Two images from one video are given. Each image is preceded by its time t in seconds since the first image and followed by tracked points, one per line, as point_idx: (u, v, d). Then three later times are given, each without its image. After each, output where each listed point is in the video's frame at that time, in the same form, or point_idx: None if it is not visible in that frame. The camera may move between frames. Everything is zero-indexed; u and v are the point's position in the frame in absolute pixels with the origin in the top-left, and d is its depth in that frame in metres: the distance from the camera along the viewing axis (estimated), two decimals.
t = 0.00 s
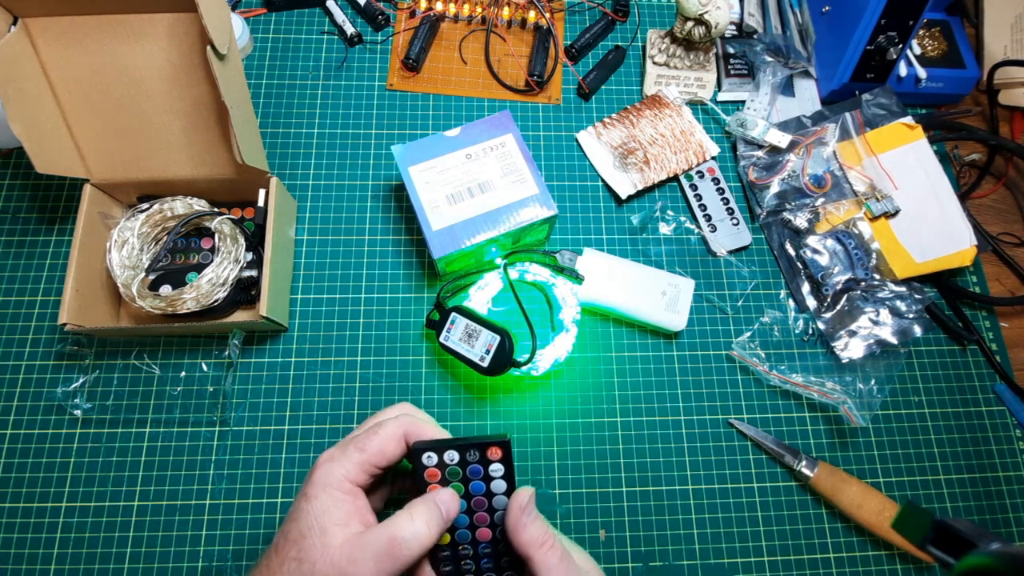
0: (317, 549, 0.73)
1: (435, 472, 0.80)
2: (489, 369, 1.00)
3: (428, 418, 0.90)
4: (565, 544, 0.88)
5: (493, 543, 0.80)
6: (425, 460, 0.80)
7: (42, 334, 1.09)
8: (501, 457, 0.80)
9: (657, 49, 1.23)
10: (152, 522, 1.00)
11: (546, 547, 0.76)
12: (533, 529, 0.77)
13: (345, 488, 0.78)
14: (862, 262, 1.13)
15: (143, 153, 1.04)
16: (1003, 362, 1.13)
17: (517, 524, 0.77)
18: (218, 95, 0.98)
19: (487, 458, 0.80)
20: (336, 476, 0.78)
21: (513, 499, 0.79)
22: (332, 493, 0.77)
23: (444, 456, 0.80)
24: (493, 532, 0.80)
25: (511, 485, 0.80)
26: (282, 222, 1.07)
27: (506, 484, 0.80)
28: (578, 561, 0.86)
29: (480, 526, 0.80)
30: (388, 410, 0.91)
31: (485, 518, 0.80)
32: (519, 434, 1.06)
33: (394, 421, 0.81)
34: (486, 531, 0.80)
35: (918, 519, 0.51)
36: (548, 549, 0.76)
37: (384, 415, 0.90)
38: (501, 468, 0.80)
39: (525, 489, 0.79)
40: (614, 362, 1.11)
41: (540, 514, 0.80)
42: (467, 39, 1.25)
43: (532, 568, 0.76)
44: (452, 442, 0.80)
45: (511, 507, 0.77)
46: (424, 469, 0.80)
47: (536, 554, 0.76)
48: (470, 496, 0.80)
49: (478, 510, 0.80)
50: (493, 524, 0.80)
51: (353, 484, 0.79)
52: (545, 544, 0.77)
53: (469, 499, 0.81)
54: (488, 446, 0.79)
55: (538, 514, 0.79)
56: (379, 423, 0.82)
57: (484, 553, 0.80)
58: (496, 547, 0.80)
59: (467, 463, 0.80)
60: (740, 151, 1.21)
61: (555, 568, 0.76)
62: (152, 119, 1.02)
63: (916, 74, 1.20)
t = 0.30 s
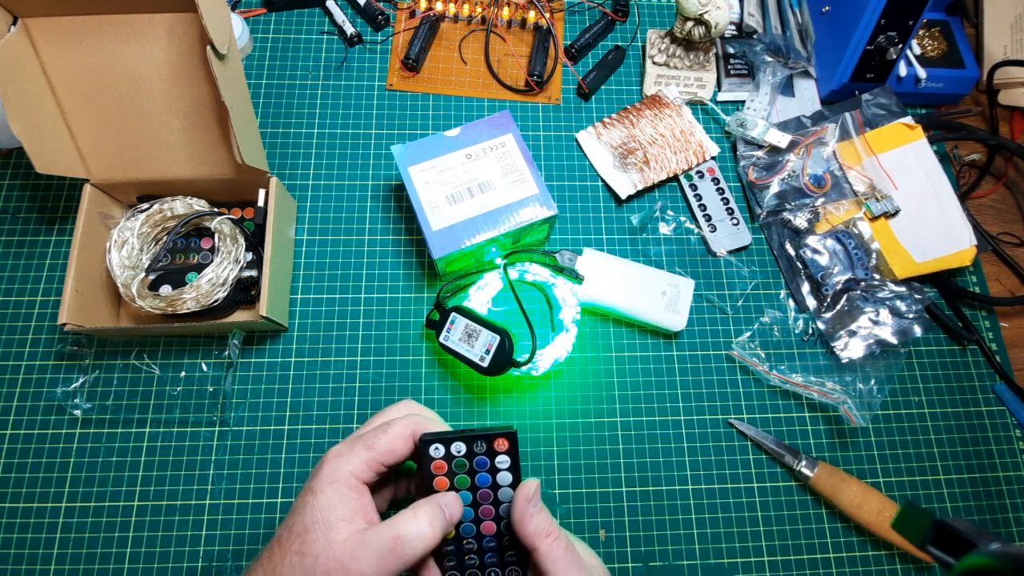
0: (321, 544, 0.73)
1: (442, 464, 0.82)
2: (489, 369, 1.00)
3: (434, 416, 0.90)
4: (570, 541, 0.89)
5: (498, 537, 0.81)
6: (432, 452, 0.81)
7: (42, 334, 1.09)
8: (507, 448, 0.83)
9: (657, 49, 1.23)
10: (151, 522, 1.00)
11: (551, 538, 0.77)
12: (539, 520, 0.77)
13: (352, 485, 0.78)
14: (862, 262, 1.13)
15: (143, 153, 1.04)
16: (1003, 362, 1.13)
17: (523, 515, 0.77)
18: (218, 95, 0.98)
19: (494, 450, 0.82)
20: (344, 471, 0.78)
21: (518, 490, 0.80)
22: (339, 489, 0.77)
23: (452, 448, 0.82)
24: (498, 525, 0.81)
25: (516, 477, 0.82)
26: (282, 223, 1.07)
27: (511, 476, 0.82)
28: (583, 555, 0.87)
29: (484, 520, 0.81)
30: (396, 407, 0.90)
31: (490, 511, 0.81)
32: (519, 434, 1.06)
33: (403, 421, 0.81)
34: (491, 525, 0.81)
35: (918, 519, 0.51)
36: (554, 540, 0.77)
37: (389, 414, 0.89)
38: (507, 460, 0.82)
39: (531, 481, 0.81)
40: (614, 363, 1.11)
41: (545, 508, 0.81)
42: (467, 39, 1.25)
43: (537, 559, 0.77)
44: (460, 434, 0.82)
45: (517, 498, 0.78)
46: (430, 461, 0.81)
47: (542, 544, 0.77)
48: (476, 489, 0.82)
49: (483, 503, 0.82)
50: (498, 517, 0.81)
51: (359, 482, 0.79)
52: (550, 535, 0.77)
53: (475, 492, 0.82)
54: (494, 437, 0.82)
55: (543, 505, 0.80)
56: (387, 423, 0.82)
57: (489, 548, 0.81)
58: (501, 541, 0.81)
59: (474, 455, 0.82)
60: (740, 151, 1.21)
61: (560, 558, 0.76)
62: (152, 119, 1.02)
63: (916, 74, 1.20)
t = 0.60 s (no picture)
0: (328, 532, 0.73)
1: (442, 461, 0.82)
2: (489, 369, 1.00)
3: (437, 415, 0.90)
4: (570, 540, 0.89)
5: (497, 535, 0.81)
6: (432, 449, 0.81)
7: (41, 334, 1.09)
8: (507, 446, 0.82)
9: (657, 49, 1.23)
10: (151, 522, 1.00)
11: (550, 536, 0.77)
12: (538, 518, 0.78)
13: (358, 478, 0.78)
14: (862, 262, 1.13)
15: (143, 153, 1.04)
16: (1003, 362, 1.13)
17: (522, 512, 0.78)
18: (218, 95, 0.98)
19: (494, 448, 0.82)
20: (350, 464, 0.78)
21: (518, 488, 0.80)
22: (345, 481, 0.77)
23: (452, 444, 0.82)
24: (497, 523, 0.81)
25: (515, 475, 0.82)
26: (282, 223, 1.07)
27: (511, 474, 0.82)
28: (581, 554, 0.87)
29: (483, 518, 0.81)
30: (397, 406, 0.90)
31: (489, 508, 0.82)
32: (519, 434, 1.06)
33: (411, 420, 0.81)
34: (490, 522, 0.81)
35: (918, 519, 0.51)
36: (552, 539, 0.77)
37: (394, 411, 0.89)
38: (506, 458, 0.83)
39: (531, 480, 0.81)
40: (614, 363, 1.11)
41: (544, 508, 0.81)
42: (467, 39, 1.25)
43: (535, 556, 0.77)
44: (460, 431, 0.82)
45: (516, 495, 0.79)
46: (430, 458, 0.81)
47: (540, 542, 0.77)
48: (476, 486, 0.82)
49: (483, 500, 0.82)
50: (497, 515, 0.81)
51: (364, 475, 0.79)
52: (548, 533, 0.77)
53: (474, 489, 0.82)
54: (494, 434, 0.82)
55: (542, 504, 0.80)
56: (394, 420, 0.82)
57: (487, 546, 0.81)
58: (500, 539, 0.81)
59: (474, 452, 0.82)
60: (740, 151, 1.21)
61: (558, 557, 0.76)
62: (152, 118, 1.02)
63: (916, 74, 1.20)
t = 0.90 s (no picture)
0: (328, 535, 0.73)
1: (440, 463, 0.81)
2: (489, 369, 1.00)
3: (437, 416, 0.90)
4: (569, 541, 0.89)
5: (496, 538, 0.81)
6: (431, 451, 0.81)
7: (42, 334, 1.09)
8: (505, 448, 0.82)
9: (657, 50, 1.23)
10: (151, 522, 1.00)
11: (549, 539, 0.77)
12: (538, 520, 0.78)
13: (358, 480, 0.78)
14: (862, 262, 1.13)
15: (143, 154, 1.04)
16: (1003, 362, 1.13)
17: (521, 515, 0.78)
18: (218, 95, 0.98)
19: (492, 450, 0.82)
20: (349, 467, 0.78)
21: (517, 490, 0.80)
22: (345, 483, 0.77)
23: (450, 447, 0.81)
24: (496, 525, 0.81)
25: (514, 478, 0.82)
26: (282, 223, 1.07)
27: (510, 477, 0.82)
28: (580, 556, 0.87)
29: (482, 520, 0.81)
30: (397, 407, 0.90)
31: (488, 511, 0.81)
32: (519, 434, 1.06)
33: (411, 421, 0.81)
34: (489, 524, 0.81)
35: (918, 519, 0.51)
36: (551, 541, 0.77)
37: (394, 412, 0.89)
38: (505, 460, 0.82)
39: (530, 482, 0.81)
40: (614, 363, 1.11)
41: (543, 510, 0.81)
42: (467, 39, 1.25)
43: (534, 560, 0.77)
44: (458, 433, 0.82)
45: (515, 498, 0.79)
46: (429, 460, 0.81)
47: (539, 545, 0.77)
48: (475, 489, 0.81)
49: (482, 503, 0.81)
50: (496, 517, 0.81)
51: (365, 477, 0.79)
52: (548, 536, 0.78)
53: (474, 491, 0.82)
54: (493, 437, 0.82)
55: (541, 507, 0.81)
56: (394, 422, 0.82)
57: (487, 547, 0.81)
58: (499, 541, 0.81)
59: (472, 454, 0.82)
60: (740, 151, 1.21)
61: (558, 559, 0.77)
62: (152, 119, 1.02)
63: (916, 74, 1.20)
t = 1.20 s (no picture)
0: (330, 532, 0.73)
1: (441, 462, 0.82)
2: (489, 369, 1.00)
3: (437, 415, 0.90)
4: (570, 540, 0.89)
5: (496, 536, 0.81)
6: (431, 449, 0.81)
7: (41, 334, 1.09)
8: (506, 447, 0.82)
9: (657, 50, 1.23)
10: (152, 522, 1.00)
11: (549, 538, 0.77)
12: (537, 519, 0.78)
13: (358, 478, 0.78)
14: (862, 262, 1.13)
15: (143, 154, 1.04)
16: (1003, 362, 1.13)
17: (520, 514, 0.78)
18: (218, 95, 0.98)
19: (492, 449, 0.82)
20: (350, 464, 0.78)
21: (517, 489, 0.80)
22: (346, 481, 0.77)
23: (451, 445, 0.82)
24: (496, 524, 0.81)
25: (514, 477, 0.82)
26: (282, 223, 1.07)
27: (510, 475, 0.82)
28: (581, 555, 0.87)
29: (482, 518, 0.81)
30: (398, 406, 0.90)
31: (488, 509, 0.82)
32: (519, 434, 1.06)
33: (412, 420, 0.81)
34: (489, 523, 0.81)
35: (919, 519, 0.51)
36: (551, 540, 0.77)
37: (395, 410, 0.89)
38: (505, 459, 0.82)
39: (530, 481, 0.81)
40: (614, 363, 1.11)
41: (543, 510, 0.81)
42: (467, 39, 1.25)
43: (534, 559, 0.77)
44: (459, 432, 0.82)
45: (514, 497, 0.79)
46: (429, 458, 0.81)
47: (538, 544, 0.77)
48: (475, 487, 0.82)
49: (482, 501, 0.82)
50: (496, 516, 0.81)
51: (365, 474, 0.79)
52: (547, 535, 0.78)
53: (474, 489, 0.82)
54: (494, 436, 0.82)
55: (541, 506, 0.81)
56: (395, 420, 0.83)
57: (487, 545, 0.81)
58: (499, 540, 0.81)
59: (473, 453, 0.82)
60: (740, 151, 1.21)
61: (557, 559, 0.77)
62: (152, 119, 1.02)
63: (916, 74, 1.20)
